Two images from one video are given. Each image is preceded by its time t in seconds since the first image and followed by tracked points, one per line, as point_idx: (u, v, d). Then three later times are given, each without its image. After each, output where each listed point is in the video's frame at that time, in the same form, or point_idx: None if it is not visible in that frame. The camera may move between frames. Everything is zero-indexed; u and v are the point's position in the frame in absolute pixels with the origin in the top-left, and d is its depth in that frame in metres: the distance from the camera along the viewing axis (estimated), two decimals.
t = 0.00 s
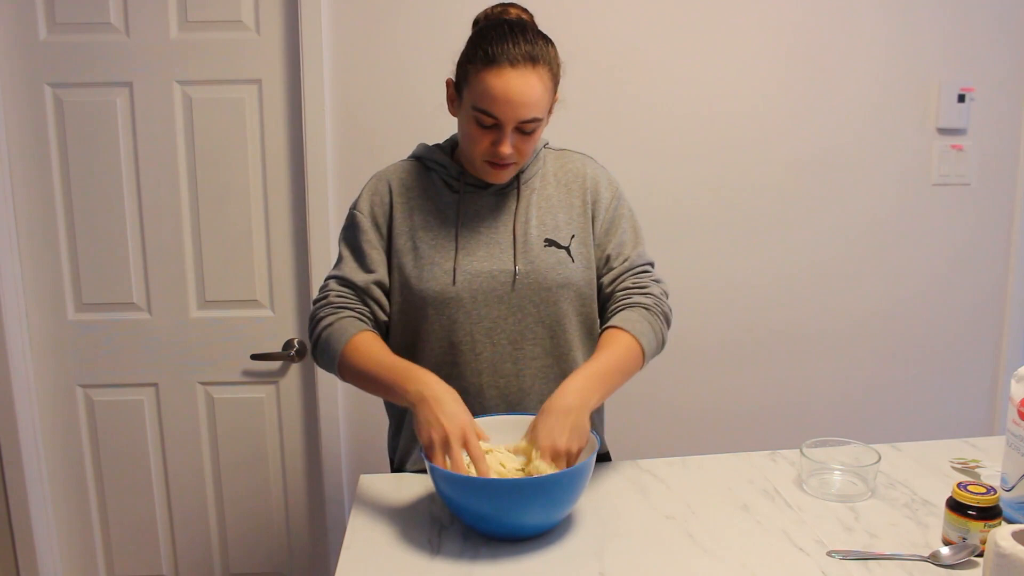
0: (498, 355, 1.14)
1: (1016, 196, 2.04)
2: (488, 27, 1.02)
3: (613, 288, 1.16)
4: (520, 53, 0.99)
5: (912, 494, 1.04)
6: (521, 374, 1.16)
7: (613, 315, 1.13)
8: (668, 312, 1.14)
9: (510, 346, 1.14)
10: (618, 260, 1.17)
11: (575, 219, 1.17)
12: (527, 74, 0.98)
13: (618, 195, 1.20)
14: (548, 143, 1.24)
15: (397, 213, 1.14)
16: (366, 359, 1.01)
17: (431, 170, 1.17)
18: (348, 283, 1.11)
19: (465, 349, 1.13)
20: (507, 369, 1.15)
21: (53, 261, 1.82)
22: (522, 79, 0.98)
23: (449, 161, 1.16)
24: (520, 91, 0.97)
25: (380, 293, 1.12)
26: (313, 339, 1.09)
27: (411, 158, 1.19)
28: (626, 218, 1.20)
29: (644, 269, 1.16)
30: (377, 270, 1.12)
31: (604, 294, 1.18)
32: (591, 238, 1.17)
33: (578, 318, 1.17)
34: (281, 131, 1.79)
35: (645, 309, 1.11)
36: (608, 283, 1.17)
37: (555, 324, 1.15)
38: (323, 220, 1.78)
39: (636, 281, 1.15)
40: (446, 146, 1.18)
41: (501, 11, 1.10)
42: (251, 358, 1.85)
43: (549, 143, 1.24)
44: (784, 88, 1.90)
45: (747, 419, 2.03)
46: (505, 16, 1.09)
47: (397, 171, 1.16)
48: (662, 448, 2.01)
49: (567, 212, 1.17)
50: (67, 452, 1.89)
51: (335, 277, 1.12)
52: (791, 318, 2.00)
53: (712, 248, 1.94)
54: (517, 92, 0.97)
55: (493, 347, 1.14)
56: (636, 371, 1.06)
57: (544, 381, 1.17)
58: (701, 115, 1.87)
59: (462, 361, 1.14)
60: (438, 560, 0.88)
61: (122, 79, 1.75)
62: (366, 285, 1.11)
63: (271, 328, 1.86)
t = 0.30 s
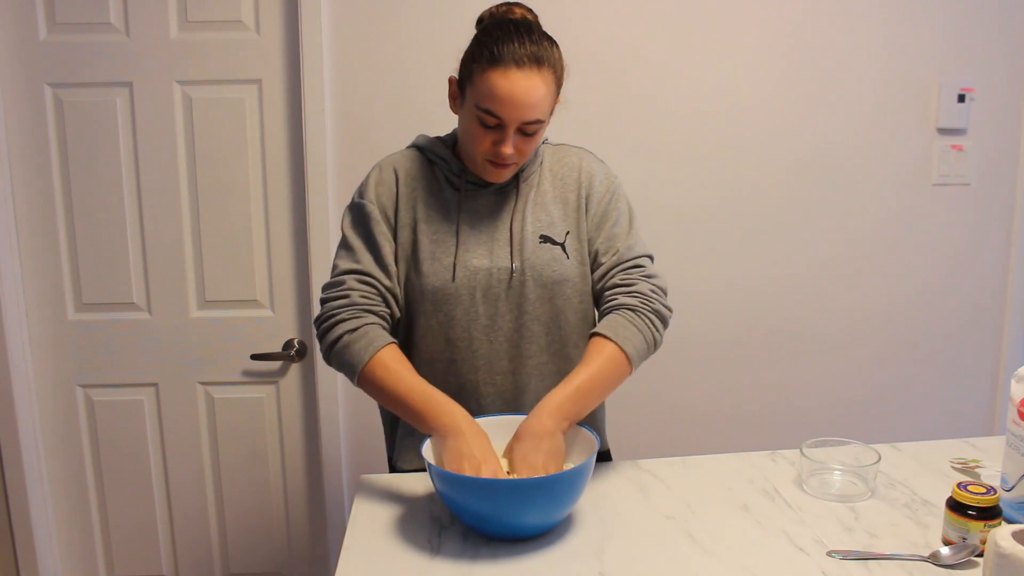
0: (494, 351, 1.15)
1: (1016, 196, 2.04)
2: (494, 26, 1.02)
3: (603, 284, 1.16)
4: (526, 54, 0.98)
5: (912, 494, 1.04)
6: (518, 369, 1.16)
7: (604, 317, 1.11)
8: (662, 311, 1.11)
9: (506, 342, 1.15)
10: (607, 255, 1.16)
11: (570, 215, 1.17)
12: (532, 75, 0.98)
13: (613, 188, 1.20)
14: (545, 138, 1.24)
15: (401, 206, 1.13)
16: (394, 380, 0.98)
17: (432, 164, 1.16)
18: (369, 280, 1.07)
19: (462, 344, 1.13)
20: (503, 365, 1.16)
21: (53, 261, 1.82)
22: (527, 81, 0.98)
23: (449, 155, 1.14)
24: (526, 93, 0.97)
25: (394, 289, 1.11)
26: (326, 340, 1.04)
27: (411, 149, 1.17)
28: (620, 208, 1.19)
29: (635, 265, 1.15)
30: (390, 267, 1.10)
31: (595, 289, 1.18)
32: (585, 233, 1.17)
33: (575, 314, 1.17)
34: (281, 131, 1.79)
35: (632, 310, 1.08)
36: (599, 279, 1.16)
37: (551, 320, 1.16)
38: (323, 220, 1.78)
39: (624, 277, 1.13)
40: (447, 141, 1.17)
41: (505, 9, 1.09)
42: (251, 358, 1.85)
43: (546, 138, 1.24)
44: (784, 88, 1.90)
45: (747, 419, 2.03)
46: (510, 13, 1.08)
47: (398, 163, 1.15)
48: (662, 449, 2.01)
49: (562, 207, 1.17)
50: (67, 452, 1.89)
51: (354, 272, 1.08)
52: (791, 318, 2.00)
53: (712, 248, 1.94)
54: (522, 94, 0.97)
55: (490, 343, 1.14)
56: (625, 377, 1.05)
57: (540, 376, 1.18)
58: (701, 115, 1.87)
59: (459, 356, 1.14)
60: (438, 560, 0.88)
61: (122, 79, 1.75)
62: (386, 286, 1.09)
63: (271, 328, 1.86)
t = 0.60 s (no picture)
0: (496, 344, 1.16)
1: (1016, 196, 2.04)
2: (507, 28, 1.01)
3: (592, 276, 1.15)
4: (539, 59, 0.99)
5: (912, 494, 1.04)
6: (519, 362, 1.16)
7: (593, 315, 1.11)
8: (651, 304, 1.11)
9: (509, 334, 1.16)
10: (595, 248, 1.16)
11: (566, 208, 1.17)
12: (545, 82, 0.99)
13: (607, 181, 1.20)
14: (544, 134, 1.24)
15: (412, 190, 1.13)
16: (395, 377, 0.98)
17: (437, 159, 1.16)
18: (381, 266, 1.06)
19: (464, 337, 1.14)
20: (504, 358, 1.16)
21: (53, 261, 1.82)
22: (540, 88, 0.98)
23: (454, 150, 1.15)
24: (538, 99, 0.98)
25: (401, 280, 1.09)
26: (335, 324, 1.03)
27: (416, 143, 1.17)
28: (614, 200, 1.19)
29: (623, 257, 1.13)
30: (403, 252, 1.10)
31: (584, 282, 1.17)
32: (582, 226, 1.17)
33: (573, 307, 1.17)
34: (281, 131, 1.79)
35: (619, 308, 1.08)
36: (588, 271, 1.15)
37: (551, 314, 1.16)
38: (324, 220, 1.78)
39: (610, 271, 1.12)
40: (453, 136, 1.18)
41: (517, 9, 1.08)
42: (251, 358, 1.85)
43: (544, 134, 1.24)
44: (784, 88, 1.90)
45: (747, 419, 2.03)
46: (523, 14, 1.07)
47: (405, 155, 1.14)
48: (662, 449, 2.01)
49: (559, 201, 1.17)
50: (66, 452, 1.89)
51: (365, 258, 1.07)
52: (790, 318, 2.00)
53: (712, 248, 1.93)
54: (534, 99, 0.98)
55: (492, 335, 1.15)
56: (620, 377, 1.05)
57: (542, 369, 1.18)
58: (701, 115, 1.87)
59: (460, 348, 1.14)
60: (438, 559, 0.88)
61: (122, 80, 1.75)
62: (400, 273, 1.09)
63: (272, 328, 1.86)
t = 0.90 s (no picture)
0: (498, 343, 1.15)
1: (1017, 196, 2.04)
2: (517, 26, 1.02)
3: (598, 279, 1.17)
4: (549, 57, 0.99)
5: (912, 494, 1.04)
6: (521, 361, 1.16)
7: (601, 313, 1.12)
8: (654, 306, 1.14)
9: (510, 333, 1.15)
10: (603, 252, 1.18)
11: (570, 210, 1.18)
12: (554, 77, 0.99)
13: (610, 188, 1.22)
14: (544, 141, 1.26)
15: (407, 194, 1.12)
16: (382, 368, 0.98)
17: (438, 161, 1.16)
18: (363, 268, 1.07)
19: (466, 336, 1.13)
20: (506, 357, 1.16)
21: (53, 261, 1.82)
22: (549, 84, 0.99)
23: (455, 151, 1.16)
24: (548, 95, 0.98)
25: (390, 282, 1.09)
26: (324, 326, 1.04)
27: (416, 147, 1.18)
28: (615, 211, 1.21)
29: (629, 260, 1.17)
30: (389, 256, 1.10)
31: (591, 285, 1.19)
32: (585, 229, 1.18)
33: (577, 307, 1.17)
34: (281, 131, 1.79)
35: (629, 306, 1.10)
36: (595, 274, 1.18)
37: (554, 313, 1.16)
38: (324, 220, 1.78)
39: (618, 273, 1.15)
40: (451, 138, 1.18)
41: (525, 12, 1.09)
42: (251, 358, 1.85)
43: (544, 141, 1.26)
44: (784, 88, 1.90)
45: (747, 419, 2.03)
46: (530, 15, 1.08)
47: (404, 157, 1.15)
48: (662, 449, 2.01)
49: (563, 203, 1.18)
50: (67, 452, 1.89)
51: (348, 262, 1.08)
52: (790, 318, 2.00)
53: (712, 248, 1.94)
54: (544, 95, 0.98)
55: (494, 334, 1.14)
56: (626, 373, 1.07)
57: (543, 370, 1.17)
58: (701, 115, 1.87)
59: (463, 347, 1.13)
60: (438, 559, 0.88)
61: (122, 80, 1.75)
62: (380, 272, 1.08)
63: (272, 328, 1.86)
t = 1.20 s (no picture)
0: (495, 344, 1.14)
1: (1017, 196, 2.04)
2: (519, 28, 1.02)
3: (609, 277, 1.18)
4: (552, 59, 0.99)
5: (912, 494, 1.04)
6: (518, 362, 1.16)
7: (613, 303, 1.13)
8: (664, 298, 1.15)
9: (507, 334, 1.15)
10: (611, 251, 1.20)
11: (570, 212, 1.19)
12: (556, 80, 0.99)
13: (610, 193, 1.23)
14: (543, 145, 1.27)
15: (402, 196, 1.12)
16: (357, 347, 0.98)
17: (435, 163, 1.17)
18: (343, 265, 1.07)
19: (465, 336, 1.13)
20: (504, 358, 1.15)
21: (53, 261, 1.82)
22: (551, 86, 0.99)
23: (454, 153, 1.16)
24: (549, 97, 0.99)
25: (376, 277, 1.09)
26: (305, 321, 1.05)
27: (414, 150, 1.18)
28: (617, 218, 1.22)
29: (637, 258, 1.19)
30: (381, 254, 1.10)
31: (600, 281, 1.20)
32: (586, 231, 1.19)
33: (575, 307, 1.17)
34: (281, 131, 1.79)
35: (643, 294, 1.12)
36: (605, 273, 1.19)
37: (552, 314, 1.16)
38: (324, 220, 1.78)
39: (630, 269, 1.17)
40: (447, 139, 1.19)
41: (529, 14, 1.09)
42: (251, 358, 1.85)
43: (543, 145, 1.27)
44: (784, 88, 1.90)
45: (747, 419, 2.03)
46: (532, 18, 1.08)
47: (400, 160, 1.15)
48: (662, 449, 2.01)
49: (563, 205, 1.19)
50: (67, 452, 1.89)
51: (331, 259, 1.08)
52: (790, 318, 2.00)
53: (712, 248, 1.94)
54: (545, 96, 0.98)
55: (492, 335, 1.14)
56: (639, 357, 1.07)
57: (541, 371, 1.17)
58: (701, 115, 1.87)
59: (460, 347, 1.13)
60: (438, 559, 0.88)
61: (122, 80, 1.75)
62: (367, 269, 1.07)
63: (272, 328, 1.86)
